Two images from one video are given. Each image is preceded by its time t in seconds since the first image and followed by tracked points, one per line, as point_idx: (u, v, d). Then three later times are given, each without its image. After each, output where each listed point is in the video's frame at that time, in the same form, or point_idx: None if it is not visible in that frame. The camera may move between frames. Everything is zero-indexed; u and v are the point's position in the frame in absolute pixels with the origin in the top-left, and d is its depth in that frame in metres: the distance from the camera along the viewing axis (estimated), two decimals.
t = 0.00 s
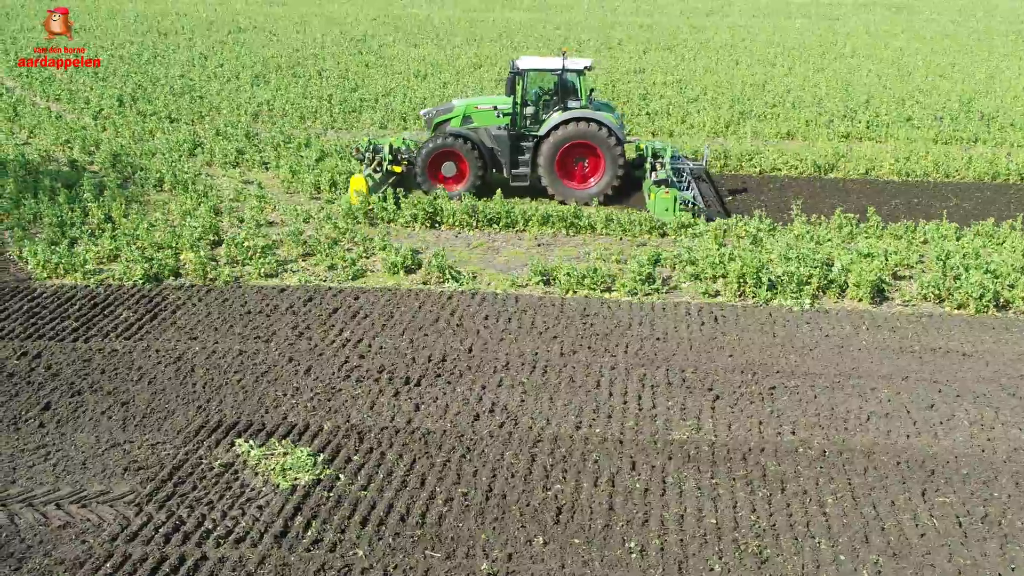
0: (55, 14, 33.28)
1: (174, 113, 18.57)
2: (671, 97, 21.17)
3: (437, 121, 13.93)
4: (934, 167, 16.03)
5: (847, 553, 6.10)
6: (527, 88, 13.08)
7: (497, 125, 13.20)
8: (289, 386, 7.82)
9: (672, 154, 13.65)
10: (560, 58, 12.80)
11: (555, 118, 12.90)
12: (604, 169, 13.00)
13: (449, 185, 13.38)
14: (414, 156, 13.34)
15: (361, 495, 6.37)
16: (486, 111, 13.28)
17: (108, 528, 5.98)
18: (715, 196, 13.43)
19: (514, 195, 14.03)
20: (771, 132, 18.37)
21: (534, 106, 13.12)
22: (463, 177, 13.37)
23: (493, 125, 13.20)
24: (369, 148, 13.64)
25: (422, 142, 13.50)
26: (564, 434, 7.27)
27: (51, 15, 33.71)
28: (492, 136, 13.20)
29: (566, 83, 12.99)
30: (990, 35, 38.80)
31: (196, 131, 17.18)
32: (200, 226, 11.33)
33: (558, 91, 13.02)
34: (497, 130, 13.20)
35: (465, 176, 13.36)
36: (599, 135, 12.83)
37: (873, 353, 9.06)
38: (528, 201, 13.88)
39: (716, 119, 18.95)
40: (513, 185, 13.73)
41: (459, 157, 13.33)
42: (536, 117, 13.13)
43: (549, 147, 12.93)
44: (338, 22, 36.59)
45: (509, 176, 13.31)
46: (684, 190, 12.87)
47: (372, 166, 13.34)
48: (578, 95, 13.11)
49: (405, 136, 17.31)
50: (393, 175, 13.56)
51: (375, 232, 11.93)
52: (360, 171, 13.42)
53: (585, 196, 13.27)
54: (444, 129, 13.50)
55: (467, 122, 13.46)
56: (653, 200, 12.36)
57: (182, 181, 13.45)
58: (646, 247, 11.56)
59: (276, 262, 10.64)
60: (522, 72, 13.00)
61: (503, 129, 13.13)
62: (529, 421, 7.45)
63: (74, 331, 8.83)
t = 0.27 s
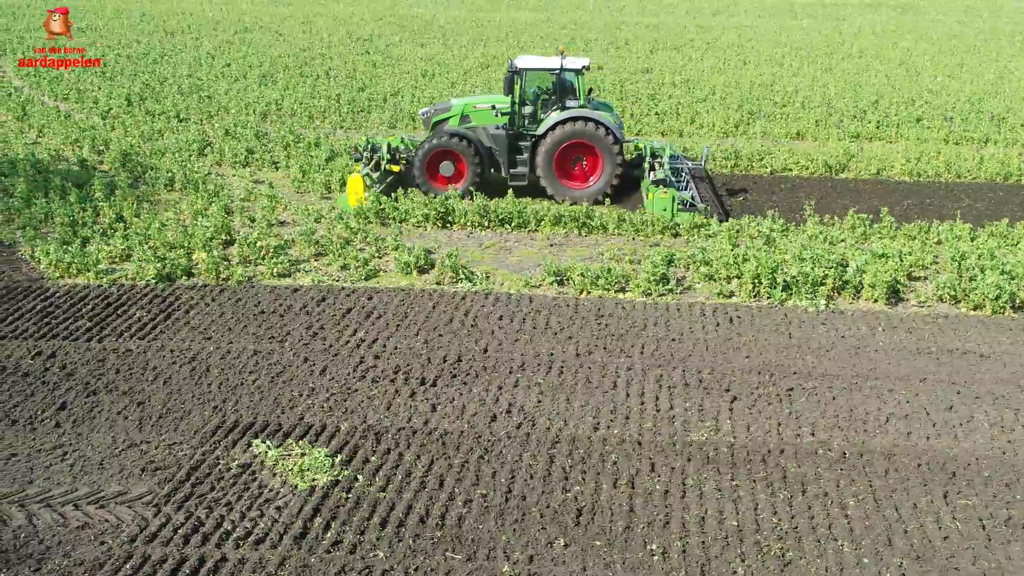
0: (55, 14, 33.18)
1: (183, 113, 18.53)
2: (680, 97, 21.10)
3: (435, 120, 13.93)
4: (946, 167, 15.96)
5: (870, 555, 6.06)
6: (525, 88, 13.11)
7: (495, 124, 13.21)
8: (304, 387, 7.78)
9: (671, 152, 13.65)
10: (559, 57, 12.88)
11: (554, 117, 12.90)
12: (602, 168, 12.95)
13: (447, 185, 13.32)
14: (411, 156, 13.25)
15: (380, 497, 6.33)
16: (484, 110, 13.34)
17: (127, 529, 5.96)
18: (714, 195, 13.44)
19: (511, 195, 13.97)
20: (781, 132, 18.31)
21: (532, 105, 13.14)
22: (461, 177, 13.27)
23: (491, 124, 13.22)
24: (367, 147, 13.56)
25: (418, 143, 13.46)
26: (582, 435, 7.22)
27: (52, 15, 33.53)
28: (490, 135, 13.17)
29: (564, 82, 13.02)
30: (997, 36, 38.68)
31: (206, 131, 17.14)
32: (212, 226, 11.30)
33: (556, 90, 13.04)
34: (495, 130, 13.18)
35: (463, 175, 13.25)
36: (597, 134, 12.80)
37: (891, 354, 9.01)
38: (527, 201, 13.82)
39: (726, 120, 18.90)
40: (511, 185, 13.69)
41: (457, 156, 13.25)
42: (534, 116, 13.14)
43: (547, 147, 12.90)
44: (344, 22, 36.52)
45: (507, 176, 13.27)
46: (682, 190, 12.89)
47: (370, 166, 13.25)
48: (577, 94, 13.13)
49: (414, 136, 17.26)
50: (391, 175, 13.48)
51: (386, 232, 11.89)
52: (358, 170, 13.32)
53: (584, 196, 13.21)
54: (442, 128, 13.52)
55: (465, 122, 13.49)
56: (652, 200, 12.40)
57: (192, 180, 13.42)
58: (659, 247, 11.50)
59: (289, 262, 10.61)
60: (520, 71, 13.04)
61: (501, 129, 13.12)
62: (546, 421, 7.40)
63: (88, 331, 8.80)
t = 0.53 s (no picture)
0: (64, 13, 33.23)
1: (196, 113, 18.54)
2: (692, 97, 21.04)
3: (437, 118, 13.84)
4: (961, 167, 15.87)
5: (893, 559, 6.01)
6: (527, 87, 13.05)
7: (496, 124, 13.11)
8: (322, 387, 7.76)
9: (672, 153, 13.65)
10: (561, 56, 12.83)
11: (555, 117, 12.85)
12: (603, 167, 12.92)
13: (447, 184, 13.31)
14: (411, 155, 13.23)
15: (399, 497, 6.31)
16: (486, 109, 13.20)
17: (146, 529, 5.95)
18: (714, 196, 13.44)
19: (512, 193, 13.97)
20: (794, 133, 18.25)
21: (534, 105, 13.10)
22: (462, 175, 13.27)
23: (492, 124, 13.12)
24: (370, 147, 13.61)
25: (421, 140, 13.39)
26: (601, 436, 7.18)
27: (52, 15, 33.39)
28: (491, 135, 13.11)
29: (566, 82, 12.96)
30: (1011, 36, 38.46)
31: (219, 131, 17.14)
32: (228, 226, 11.30)
33: (558, 90, 12.99)
34: (496, 129, 13.13)
35: (464, 175, 13.26)
36: (598, 134, 12.76)
37: (909, 356, 8.95)
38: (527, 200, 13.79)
39: (739, 120, 18.84)
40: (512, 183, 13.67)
41: (458, 155, 13.18)
42: (536, 116, 13.10)
43: (548, 146, 12.87)
44: (355, 21, 36.49)
45: (508, 175, 13.23)
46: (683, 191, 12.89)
47: (372, 164, 13.27)
48: (578, 94, 13.08)
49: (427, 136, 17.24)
50: (393, 174, 13.50)
51: (401, 231, 11.88)
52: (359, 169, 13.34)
53: (585, 195, 13.18)
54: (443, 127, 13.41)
55: (467, 121, 13.37)
56: (653, 199, 12.41)
57: (206, 180, 13.43)
58: (675, 248, 11.47)
59: (304, 261, 10.60)
60: (521, 70, 12.99)
61: (502, 128, 13.07)
62: (564, 422, 7.37)
63: (104, 330, 8.80)
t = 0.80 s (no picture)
0: (68, 13, 33.23)
1: (208, 113, 18.55)
2: (705, 97, 20.97)
3: (437, 118, 13.83)
4: (976, 168, 15.76)
5: (914, 563, 5.96)
6: (528, 87, 13.02)
7: (496, 123, 13.11)
8: (337, 387, 7.74)
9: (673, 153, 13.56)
10: (561, 56, 12.80)
11: (554, 117, 12.79)
12: (603, 167, 12.82)
13: (449, 184, 13.24)
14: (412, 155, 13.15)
15: (415, 498, 6.28)
16: (486, 108, 13.22)
17: (163, 529, 5.93)
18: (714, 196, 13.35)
19: (512, 192, 13.89)
20: (807, 133, 18.17)
21: (534, 104, 13.05)
22: (463, 175, 13.19)
23: (492, 123, 13.11)
24: (369, 145, 13.45)
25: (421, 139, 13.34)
26: (617, 438, 7.14)
27: (51, 15, 33.23)
28: (491, 134, 13.07)
29: (566, 81, 12.91)
30: None
31: (231, 130, 17.14)
32: (241, 225, 11.29)
33: (558, 90, 12.94)
34: (496, 129, 13.09)
35: (465, 173, 13.17)
36: (598, 133, 12.67)
37: (927, 358, 8.88)
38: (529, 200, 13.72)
39: (752, 120, 18.76)
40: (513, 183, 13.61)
41: (459, 155, 13.13)
42: (536, 115, 13.05)
43: (548, 146, 12.80)
44: (366, 21, 36.45)
45: (508, 175, 13.19)
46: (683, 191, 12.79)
47: (372, 164, 13.16)
48: (578, 94, 13.02)
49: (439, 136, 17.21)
50: (393, 173, 13.42)
51: (414, 232, 11.85)
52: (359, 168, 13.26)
53: (585, 196, 13.08)
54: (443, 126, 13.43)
55: (467, 120, 13.42)
56: (652, 199, 12.30)
57: (219, 179, 13.44)
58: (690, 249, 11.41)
59: (317, 261, 10.58)
60: (522, 70, 12.99)
61: (502, 128, 13.04)
62: (581, 423, 7.33)
63: (119, 329, 8.80)
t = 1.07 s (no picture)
0: (67, 13, 33.23)
1: (220, 112, 18.58)
2: (717, 98, 20.91)
3: (438, 117, 13.77)
4: (992, 169, 15.66)
5: (934, 566, 5.91)
6: (528, 86, 13.00)
7: (497, 122, 13.05)
8: (352, 387, 7.73)
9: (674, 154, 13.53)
10: (562, 55, 12.79)
11: (555, 116, 12.77)
12: (603, 166, 12.79)
13: (450, 183, 13.21)
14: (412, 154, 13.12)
15: (432, 499, 6.26)
16: (486, 108, 13.16)
17: (180, 528, 5.93)
18: (716, 197, 13.30)
19: (512, 192, 13.86)
20: (821, 134, 18.11)
21: (535, 104, 13.05)
22: (464, 174, 13.18)
23: (493, 122, 13.05)
24: (370, 144, 13.40)
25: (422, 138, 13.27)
26: (634, 439, 7.11)
27: (52, 15, 33.19)
28: (492, 134, 13.06)
29: (567, 81, 12.89)
30: None
31: (244, 130, 17.16)
32: (255, 224, 11.30)
33: (559, 89, 12.92)
34: (496, 128, 13.08)
35: (465, 173, 13.16)
36: (598, 133, 12.64)
37: (945, 359, 8.82)
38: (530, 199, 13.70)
39: (765, 121, 18.70)
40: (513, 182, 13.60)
41: (459, 154, 13.08)
42: (536, 115, 13.05)
43: (548, 146, 12.78)
44: (377, 21, 36.45)
45: (509, 174, 13.19)
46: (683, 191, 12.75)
47: (373, 164, 13.13)
48: (579, 93, 12.99)
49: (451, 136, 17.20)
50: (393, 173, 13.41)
51: (429, 232, 11.84)
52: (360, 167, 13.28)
53: (586, 195, 13.05)
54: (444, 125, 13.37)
55: (467, 120, 13.34)
56: (652, 199, 12.24)
57: (233, 178, 13.46)
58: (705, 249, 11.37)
59: (331, 261, 10.58)
60: (522, 69, 12.96)
61: (503, 127, 13.02)
62: (597, 424, 7.30)
63: (134, 328, 8.80)
